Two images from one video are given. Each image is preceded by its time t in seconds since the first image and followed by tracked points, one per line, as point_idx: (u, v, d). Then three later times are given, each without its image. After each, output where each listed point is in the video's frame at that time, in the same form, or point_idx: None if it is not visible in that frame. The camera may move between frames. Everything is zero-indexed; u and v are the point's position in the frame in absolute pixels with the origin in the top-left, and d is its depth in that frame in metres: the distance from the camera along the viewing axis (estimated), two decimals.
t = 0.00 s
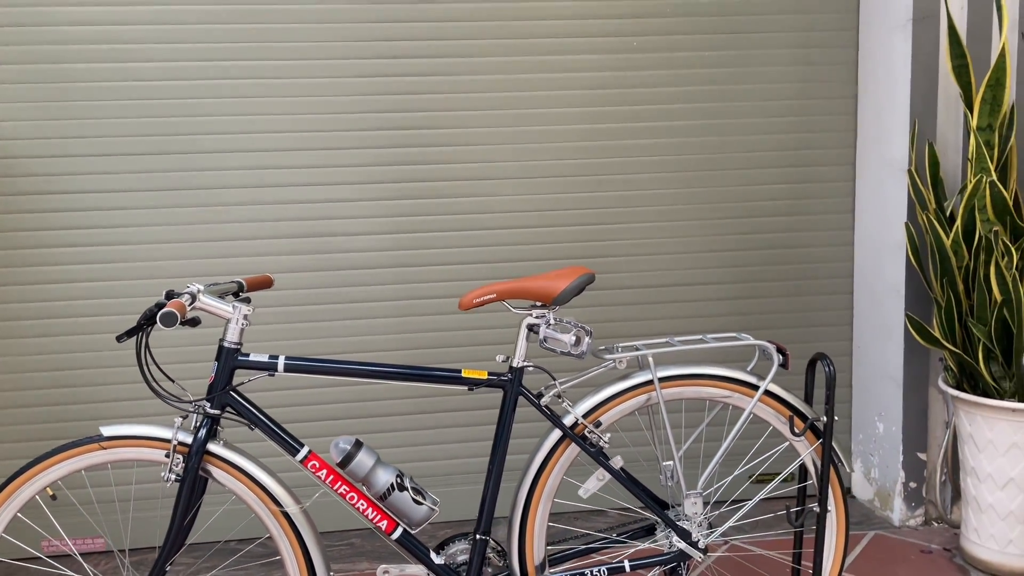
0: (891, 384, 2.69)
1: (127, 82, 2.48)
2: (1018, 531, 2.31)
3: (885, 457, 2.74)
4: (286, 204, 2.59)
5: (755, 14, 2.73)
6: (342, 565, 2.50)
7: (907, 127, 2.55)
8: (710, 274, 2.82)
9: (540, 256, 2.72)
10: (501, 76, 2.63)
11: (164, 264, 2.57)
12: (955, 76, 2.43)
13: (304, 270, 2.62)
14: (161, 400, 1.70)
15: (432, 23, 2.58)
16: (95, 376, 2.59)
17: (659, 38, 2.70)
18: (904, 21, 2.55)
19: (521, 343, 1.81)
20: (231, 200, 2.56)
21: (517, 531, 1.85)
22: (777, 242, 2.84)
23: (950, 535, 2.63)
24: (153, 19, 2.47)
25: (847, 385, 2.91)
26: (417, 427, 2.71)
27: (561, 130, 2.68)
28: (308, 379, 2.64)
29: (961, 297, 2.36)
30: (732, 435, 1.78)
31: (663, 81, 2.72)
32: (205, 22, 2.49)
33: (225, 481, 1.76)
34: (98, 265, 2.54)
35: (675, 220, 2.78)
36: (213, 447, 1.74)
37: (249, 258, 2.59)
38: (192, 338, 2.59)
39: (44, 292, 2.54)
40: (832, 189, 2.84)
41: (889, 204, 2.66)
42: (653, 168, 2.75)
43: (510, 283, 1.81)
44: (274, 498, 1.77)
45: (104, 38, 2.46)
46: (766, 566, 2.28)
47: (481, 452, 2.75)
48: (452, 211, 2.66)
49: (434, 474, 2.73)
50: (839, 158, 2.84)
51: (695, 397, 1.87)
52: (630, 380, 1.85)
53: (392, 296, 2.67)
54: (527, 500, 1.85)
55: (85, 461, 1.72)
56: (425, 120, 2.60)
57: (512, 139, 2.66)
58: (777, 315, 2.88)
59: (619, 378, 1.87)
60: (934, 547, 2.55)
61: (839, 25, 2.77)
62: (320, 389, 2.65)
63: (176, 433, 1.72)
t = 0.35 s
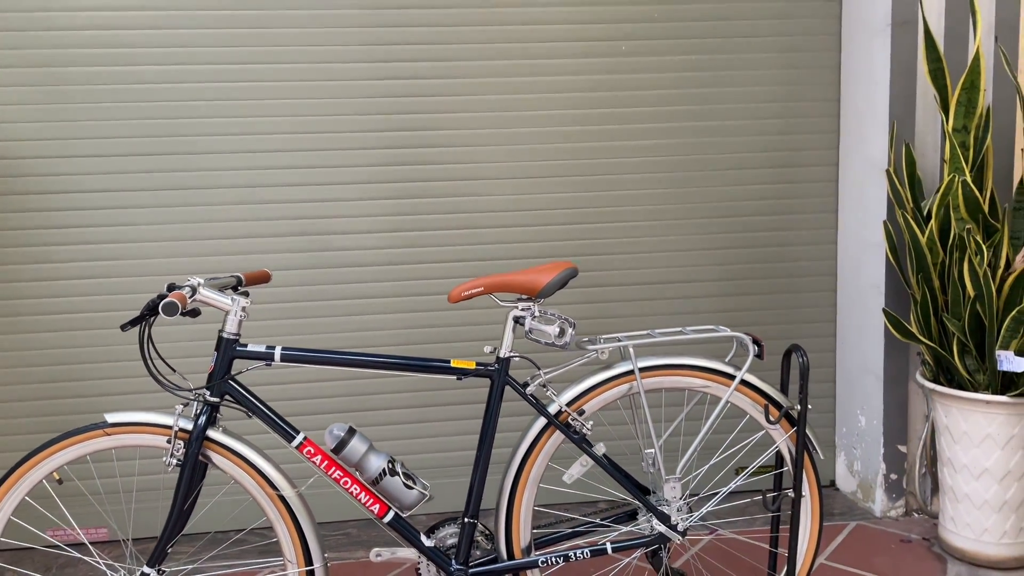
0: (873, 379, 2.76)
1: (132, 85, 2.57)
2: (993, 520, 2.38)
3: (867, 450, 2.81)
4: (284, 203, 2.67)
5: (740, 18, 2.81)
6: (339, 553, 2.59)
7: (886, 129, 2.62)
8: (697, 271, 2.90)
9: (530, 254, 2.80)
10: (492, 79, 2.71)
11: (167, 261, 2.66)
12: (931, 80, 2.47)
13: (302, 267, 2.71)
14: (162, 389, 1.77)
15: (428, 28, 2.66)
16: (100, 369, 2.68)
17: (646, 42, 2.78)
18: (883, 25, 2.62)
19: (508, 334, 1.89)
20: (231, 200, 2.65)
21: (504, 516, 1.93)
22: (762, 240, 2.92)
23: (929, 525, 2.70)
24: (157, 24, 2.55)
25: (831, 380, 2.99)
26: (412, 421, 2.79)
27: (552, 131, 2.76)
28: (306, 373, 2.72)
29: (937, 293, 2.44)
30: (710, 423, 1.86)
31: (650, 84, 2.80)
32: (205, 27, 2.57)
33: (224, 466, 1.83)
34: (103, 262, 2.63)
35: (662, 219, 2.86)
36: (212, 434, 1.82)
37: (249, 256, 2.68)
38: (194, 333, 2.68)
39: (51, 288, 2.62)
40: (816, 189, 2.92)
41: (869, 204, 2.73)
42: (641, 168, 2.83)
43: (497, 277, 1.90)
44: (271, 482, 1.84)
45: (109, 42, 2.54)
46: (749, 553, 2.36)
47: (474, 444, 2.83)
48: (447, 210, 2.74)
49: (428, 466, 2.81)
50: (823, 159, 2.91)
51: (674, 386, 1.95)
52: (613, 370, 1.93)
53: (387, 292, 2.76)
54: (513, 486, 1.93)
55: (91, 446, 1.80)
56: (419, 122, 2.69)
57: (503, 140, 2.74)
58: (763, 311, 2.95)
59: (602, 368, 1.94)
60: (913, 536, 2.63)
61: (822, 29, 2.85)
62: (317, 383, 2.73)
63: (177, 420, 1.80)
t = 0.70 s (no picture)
0: (870, 380, 2.81)
1: (143, 92, 2.64)
2: (988, 518, 2.43)
3: (865, 450, 2.85)
4: (292, 207, 2.74)
5: (739, 26, 2.87)
6: (345, 549, 2.64)
7: (882, 134, 2.68)
8: (696, 274, 2.95)
9: (533, 257, 2.86)
10: (495, 85, 2.77)
11: (178, 264, 2.72)
12: (927, 86, 2.52)
13: (310, 269, 2.77)
14: (176, 385, 1.82)
15: (432, 36, 2.73)
16: (112, 369, 2.74)
17: (646, 49, 2.83)
18: (879, 33, 2.67)
19: (510, 334, 1.95)
20: (240, 204, 2.72)
21: (507, 511, 1.98)
22: (761, 243, 2.97)
23: (926, 524, 2.74)
24: (168, 32, 2.62)
25: (829, 381, 3.03)
26: (417, 420, 2.85)
27: (553, 136, 2.82)
28: (313, 373, 2.78)
29: (932, 295, 2.48)
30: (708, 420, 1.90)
31: (650, 91, 2.85)
32: (215, 35, 2.64)
33: (235, 461, 1.89)
34: (115, 264, 2.70)
35: (663, 223, 2.91)
36: (224, 430, 1.88)
37: (258, 258, 2.75)
38: (204, 334, 2.75)
39: (64, 290, 2.69)
40: (814, 193, 2.97)
41: (866, 208, 2.78)
42: (641, 173, 2.88)
43: (500, 278, 1.95)
44: (281, 477, 1.90)
45: (122, 50, 2.61)
46: (747, 550, 2.41)
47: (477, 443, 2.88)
48: (450, 214, 2.80)
49: (432, 465, 2.87)
50: (821, 163, 2.96)
51: (672, 384, 2.00)
52: (612, 368, 1.98)
53: (392, 294, 2.82)
54: (515, 481, 1.98)
55: (105, 442, 1.85)
56: (424, 127, 2.75)
57: (506, 145, 2.80)
58: (761, 314, 3.00)
59: (602, 367, 2.00)
60: (910, 535, 2.67)
61: (820, 36, 2.90)
62: (324, 383, 2.79)
63: (190, 416, 1.86)
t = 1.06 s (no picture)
0: (874, 383, 2.82)
1: (156, 97, 2.68)
2: (992, 521, 2.44)
3: (870, 453, 2.86)
4: (300, 211, 2.77)
5: (743, 32, 2.89)
6: (353, 550, 2.67)
7: (886, 139, 2.69)
8: (701, 278, 2.97)
9: (539, 261, 2.88)
10: (501, 90, 2.80)
11: (188, 266, 2.76)
12: (930, 91, 2.54)
13: (318, 272, 2.80)
14: (188, 387, 1.84)
15: (440, 42, 2.76)
16: (123, 371, 2.78)
17: (651, 55, 2.86)
18: (883, 38, 2.69)
19: (517, 337, 1.97)
20: (250, 208, 2.75)
21: (512, 512, 2.00)
22: (766, 247, 2.98)
23: (930, 527, 2.75)
24: (180, 38, 2.66)
25: (834, 385, 3.05)
26: (423, 422, 2.87)
27: (560, 141, 2.85)
28: (321, 375, 2.81)
29: (936, 299, 2.50)
30: (712, 422, 1.92)
31: (656, 96, 2.88)
32: (226, 41, 2.68)
33: (245, 462, 1.92)
34: (126, 267, 2.73)
35: (668, 227, 2.94)
36: (235, 431, 1.91)
37: (267, 261, 2.78)
38: (213, 336, 2.78)
39: (76, 292, 2.73)
40: (819, 198, 2.98)
41: (870, 212, 2.80)
42: (647, 177, 2.90)
43: (506, 282, 1.98)
44: (290, 477, 1.93)
45: (134, 56, 2.65)
46: (751, 552, 2.42)
47: (483, 445, 2.91)
48: (457, 218, 2.83)
49: (439, 467, 2.89)
50: (825, 168, 2.98)
51: (677, 387, 2.02)
52: (617, 371, 2.00)
53: (400, 297, 2.84)
54: (521, 482, 2.01)
55: (119, 442, 1.88)
56: (431, 132, 2.78)
57: (512, 150, 2.83)
58: (766, 317, 3.01)
59: (607, 370, 2.02)
60: (914, 538, 2.68)
61: (824, 42, 2.93)
62: (332, 385, 2.82)
63: (201, 417, 1.88)
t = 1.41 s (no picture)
0: (878, 385, 2.82)
1: (163, 99, 2.70)
2: (996, 523, 2.43)
3: (873, 455, 2.86)
4: (305, 212, 2.79)
5: (747, 34, 2.90)
6: (357, 550, 2.68)
7: (890, 142, 2.70)
8: (705, 280, 2.97)
9: (543, 262, 2.89)
10: (506, 92, 2.81)
11: (194, 267, 2.78)
12: (934, 94, 2.55)
13: (323, 273, 2.82)
14: (194, 387, 1.86)
15: (444, 44, 2.77)
16: (129, 371, 2.80)
17: (655, 57, 2.87)
18: (888, 41, 2.69)
19: (520, 338, 1.98)
20: (256, 209, 2.77)
21: (516, 512, 2.01)
22: (770, 249, 2.99)
23: (934, 529, 2.75)
24: (187, 41, 2.68)
25: (838, 387, 3.05)
26: (428, 423, 2.88)
27: (563, 143, 2.86)
28: (326, 375, 2.82)
29: (939, 301, 2.50)
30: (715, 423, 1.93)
31: (660, 98, 2.88)
32: (232, 43, 2.70)
33: (250, 461, 1.93)
34: (133, 268, 2.75)
35: (672, 229, 2.94)
36: (241, 431, 1.92)
37: (273, 262, 2.80)
38: (219, 336, 2.80)
39: (83, 293, 2.75)
40: (823, 200, 2.99)
41: (875, 214, 2.80)
42: (651, 179, 2.91)
43: (509, 283, 1.99)
44: (295, 477, 1.94)
45: (141, 58, 2.67)
46: (754, 553, 2.42)
47: (487, 446, 2.92)
48: (461, 219, 2.84)
49: (443, 467, 2.90)
50: (829, 170, 2.98)
51: (680, 388, 2.03)
52: (621, 372, 2.01)
53: (404, 298, 2.86)
54: (525, 483, 2.01)
55: (127, 441, 1.90)
56: (435, 134, 2.80)
57: (517, 152, 2.84)
58: (770, 319, 3.02)
59: (611, 371, 2.03)
60: (918, 540, 2.68)
61: (828, 45, 2.93)
62: (337, 386, 2.83)
63: (207, 417, 1.90)
